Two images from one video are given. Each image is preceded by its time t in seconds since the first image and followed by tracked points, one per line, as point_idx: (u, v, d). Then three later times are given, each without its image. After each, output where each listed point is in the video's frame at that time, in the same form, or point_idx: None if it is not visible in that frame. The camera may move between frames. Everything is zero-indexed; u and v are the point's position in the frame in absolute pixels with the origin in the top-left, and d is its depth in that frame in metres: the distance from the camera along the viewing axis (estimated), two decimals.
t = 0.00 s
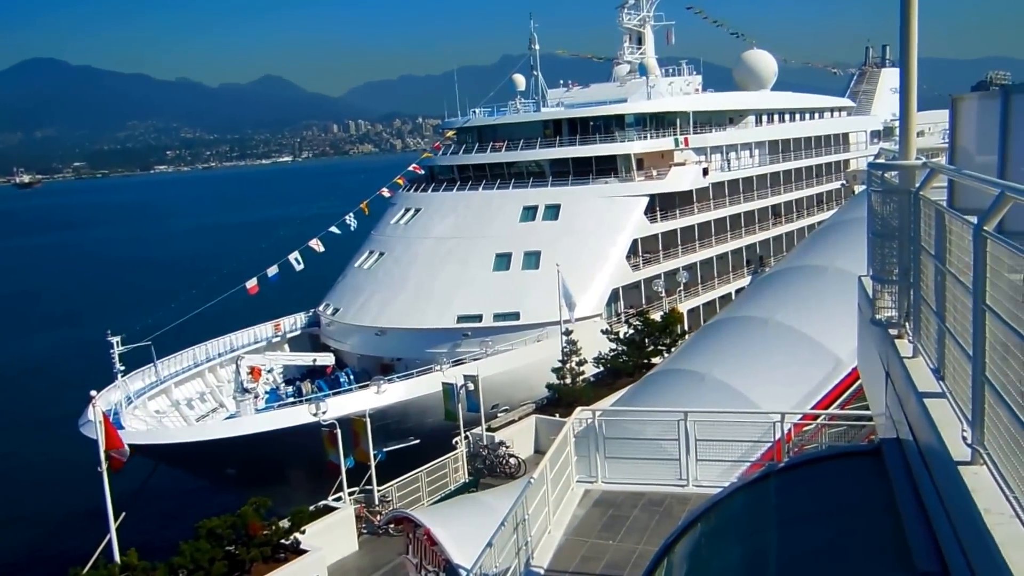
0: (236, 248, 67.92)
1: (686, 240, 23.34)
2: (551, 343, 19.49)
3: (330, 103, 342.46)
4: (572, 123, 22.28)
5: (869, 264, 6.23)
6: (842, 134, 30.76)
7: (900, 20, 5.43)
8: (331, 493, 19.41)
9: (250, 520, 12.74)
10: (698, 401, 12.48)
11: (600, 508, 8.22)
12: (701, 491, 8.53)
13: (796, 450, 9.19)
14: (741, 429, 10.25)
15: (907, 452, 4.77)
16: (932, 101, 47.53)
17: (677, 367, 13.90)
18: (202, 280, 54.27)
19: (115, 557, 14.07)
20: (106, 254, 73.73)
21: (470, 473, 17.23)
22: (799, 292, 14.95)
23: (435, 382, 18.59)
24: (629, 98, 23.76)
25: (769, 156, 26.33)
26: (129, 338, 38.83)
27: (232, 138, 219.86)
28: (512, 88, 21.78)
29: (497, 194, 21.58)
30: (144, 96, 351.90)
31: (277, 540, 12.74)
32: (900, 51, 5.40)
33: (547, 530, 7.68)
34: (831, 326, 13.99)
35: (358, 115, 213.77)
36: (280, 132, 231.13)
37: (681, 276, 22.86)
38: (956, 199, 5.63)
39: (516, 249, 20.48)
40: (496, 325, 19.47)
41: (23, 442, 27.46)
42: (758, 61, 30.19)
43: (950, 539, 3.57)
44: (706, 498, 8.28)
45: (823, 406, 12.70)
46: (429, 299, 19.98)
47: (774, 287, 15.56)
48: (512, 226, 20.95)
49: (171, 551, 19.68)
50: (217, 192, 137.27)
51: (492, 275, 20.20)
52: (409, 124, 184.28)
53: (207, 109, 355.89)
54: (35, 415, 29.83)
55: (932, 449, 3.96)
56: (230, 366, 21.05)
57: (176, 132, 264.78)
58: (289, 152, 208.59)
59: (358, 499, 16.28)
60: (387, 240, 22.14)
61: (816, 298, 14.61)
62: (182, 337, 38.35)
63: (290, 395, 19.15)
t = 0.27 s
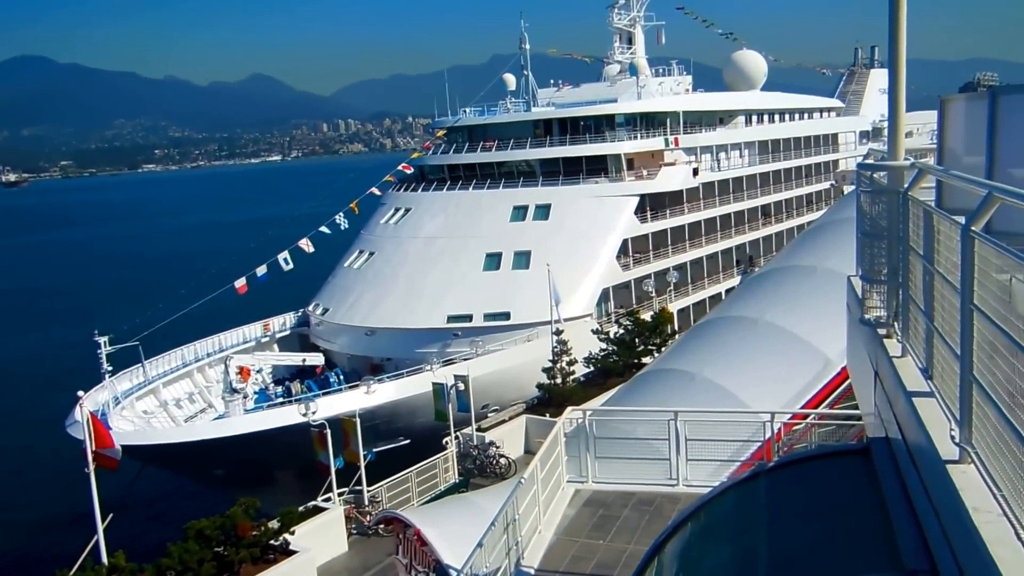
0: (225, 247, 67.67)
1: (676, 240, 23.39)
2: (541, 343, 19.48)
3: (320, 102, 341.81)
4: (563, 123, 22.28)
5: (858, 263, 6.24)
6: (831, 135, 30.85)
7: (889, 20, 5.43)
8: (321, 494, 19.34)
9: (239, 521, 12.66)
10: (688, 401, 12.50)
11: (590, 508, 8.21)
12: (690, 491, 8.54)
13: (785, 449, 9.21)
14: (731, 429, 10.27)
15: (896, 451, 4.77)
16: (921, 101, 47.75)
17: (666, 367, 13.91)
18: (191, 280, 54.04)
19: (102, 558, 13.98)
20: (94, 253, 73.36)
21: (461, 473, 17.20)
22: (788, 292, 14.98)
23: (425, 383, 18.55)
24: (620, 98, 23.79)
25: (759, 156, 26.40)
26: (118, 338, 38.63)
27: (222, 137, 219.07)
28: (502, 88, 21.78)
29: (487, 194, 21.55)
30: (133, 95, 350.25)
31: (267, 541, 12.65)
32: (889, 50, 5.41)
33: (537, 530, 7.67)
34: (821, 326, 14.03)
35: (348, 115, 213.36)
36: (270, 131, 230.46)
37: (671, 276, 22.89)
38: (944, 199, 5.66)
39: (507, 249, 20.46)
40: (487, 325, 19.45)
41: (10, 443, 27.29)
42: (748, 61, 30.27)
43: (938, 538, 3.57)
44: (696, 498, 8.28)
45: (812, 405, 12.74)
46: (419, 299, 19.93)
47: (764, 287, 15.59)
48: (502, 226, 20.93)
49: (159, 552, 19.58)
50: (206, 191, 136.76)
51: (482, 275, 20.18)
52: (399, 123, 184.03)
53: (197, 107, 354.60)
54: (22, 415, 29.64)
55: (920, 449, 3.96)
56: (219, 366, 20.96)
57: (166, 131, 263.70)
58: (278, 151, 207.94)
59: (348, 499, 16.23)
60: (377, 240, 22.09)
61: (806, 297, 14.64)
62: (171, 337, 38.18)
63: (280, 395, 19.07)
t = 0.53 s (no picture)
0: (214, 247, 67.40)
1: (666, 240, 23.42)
2: (531, 343, 19.47)
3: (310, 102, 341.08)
4: (553, 123, 22.28)
5: (847, 263, 6.25)
6: (820, 135, 30.95)
7: (878, 20, 5.44)
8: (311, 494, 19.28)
9: (228, 522, 12.61)
10: (677, 401, 12.51)
11: (580, 508, 8.20)
12: (681, 491, 8.54)
13: (775, 449, 9.23)
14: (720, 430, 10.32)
15: (885, 451, 4.77)
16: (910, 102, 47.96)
17: (655, 367, 13.92)
18: (179, 279, 53.80)
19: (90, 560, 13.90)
20: (82, 253, 72.97)
21: (451, 473, 17.17)
22: (778, 292, 15.02)
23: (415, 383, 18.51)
24: (610, 98, 23.82)
25: (749, 156, 26.46)
26: (106, 338, 38.42)
27: (211, 136, 218.15)
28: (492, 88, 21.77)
29: (477, 194, 21.53)
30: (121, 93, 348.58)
31: (255, 542, 12.60)
32: (878, 52, 5.42)
33: (528, 530, 7.64)
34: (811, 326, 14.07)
35: (338, 114, 212.94)
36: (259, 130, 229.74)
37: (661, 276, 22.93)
38: (932, 199, 5.69)
39: (497, 249, 20.43)
40: (476, 325, 19.43)
41: None
42: (737, 61, 30.34)
43: (926, 538, 3.57)
44: (686, 498, 8.28)
45: (801, 405, 12.77)
46: (409, 299, 19.89)
47: (754, 287, 15.63)
48: (492, 226, 20.91)
49: (147, 553, 19.48)
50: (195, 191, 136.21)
51: (472, 275, 20.15)
52: (389, 123, 183.70)
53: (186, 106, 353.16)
54: (9, 416, 29.45)
55: (909, 448, 3.96)
56: (208, 367, 20.86)
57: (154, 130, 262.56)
58: (268, 151, 207.32)
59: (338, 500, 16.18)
60: (367, 240, 22.03)
61: (795, 298, 14.68)
62: (159, 337, 38.00)
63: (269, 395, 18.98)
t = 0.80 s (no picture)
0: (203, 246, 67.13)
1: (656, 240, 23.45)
2: (521, 343, 19.46)
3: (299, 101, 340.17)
4: (543, 123, 22.28)
5: (836, 263, 6.26)
6: (810, 136, 31.06)
7: (866, 21, 5.45)
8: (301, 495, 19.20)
9: (217, 523, 12.55)
10: (667, 401, 12.52)
11: (571, 508, 8.19)
12: (671, 491, 8.54)
13: (764, 448, 9.24)
14: (710, 430, 10.33)
15: (874, 450, 4.77)
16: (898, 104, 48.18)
17: (645, 367, 13.92)
18: (168, 279, 53.54)
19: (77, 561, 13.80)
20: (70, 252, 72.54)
21: (441, 473, 17.13)
22: (768, 292, 15.05)
23: (404, 383, 18.47)
24: (600, 98, 23.84)
25: (738, 156, 26.52)
26: (94, 338, 38.21)
27: (200, 135, 217.21)
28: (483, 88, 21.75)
29: (468, 194, 21.50)
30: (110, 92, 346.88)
31: (244, 543, 12.55)
32: (867, 53, 5.43)
33: (518, 530, 7.62)
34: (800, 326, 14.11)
35: (327, 113, 212.44)
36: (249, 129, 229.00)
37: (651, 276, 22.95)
38: (920, 200, 5.70)
39: (487, 249, 20.41)
40: (467, 325, 19.40)
41: None
42: (727, 62, 30.40)
43: (916, 536, 3.56)
44: (677, 498, 8.28)
45: (791, 405, 12.80)
46: (399, 299, 19.84)
47: (744, 287, 15.66)
48: (483, 226, 20.88)
49: (135, 554, 19.37)
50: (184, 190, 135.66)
51: (462, 275, 20.12)
52: (379, 123, 183.41)
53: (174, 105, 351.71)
54: None
55: (898, 447, 3.96)
56: (196, 367, 20.77)
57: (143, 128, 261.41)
58: (257, 150, 206.66)
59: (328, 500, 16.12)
60: (357, 239, 21.96)
61: (784, 298, 14.72)
62: (148, 337, 37.81)
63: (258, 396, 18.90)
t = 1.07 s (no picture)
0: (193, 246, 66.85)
1: (647, 240, 23.46)
2: (511, 343, 19.43)
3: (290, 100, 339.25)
4: (534, 123, 22.27)
5: (826, 264, 6.25)
6: (800, 136, 31.15)
7: (855, 22, 5.44)
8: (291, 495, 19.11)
9: (206, 524, 12.47)
10: (657, 401, 12.50)
11: (561, 509, 8.16)
12: (661, 491, 8.52)
13: (754, 448, 9.23)
14: (701, 430, 10.31)
15: (864, 450, 4.75)
16: (889, 104, 48.34)
17: (636, 367, 13.91)
18: (157, 279, 53.30)
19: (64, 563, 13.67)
20: (59, 252, 72.17)
21: (431, 474, 17.07)
22: (759, 292, 15.06)
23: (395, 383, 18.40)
24: (591, 98, 23.83)
25: (729, 156, 26.56)
26: (83, 338, 38.01)
27: (189, 135, 216.41)
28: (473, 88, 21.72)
29: (458, 194, 21.45)
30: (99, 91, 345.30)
31: (233, 544, 12.46)
32: (855, 54, 5.42)
33: (508, 530, 7.59)
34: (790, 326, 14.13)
35: (318, 113, 212.05)
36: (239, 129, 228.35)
37: (642, 276, 22.96)
38: (910, 200, 5.69)
39: (477, 249, 20.36)
40: (457, 325, 19.35)
41: None
42: (718, 62, 30.47)
43: (905, 536, 3.54)
44: (667, 498, 8.27)
45: (781, 405, 12.82)
46: (389, 299, 19.77)
47: (734, 287, 15.66)
48: (473, 226, 20.83)
49: (124, 556, 19.24)
50: (174, 190, 135.15)
51: (452, 275, 20.07)
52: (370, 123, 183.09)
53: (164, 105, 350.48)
54: None
55: (888, 447, 3.94)
56: (185, 367, 20.66)
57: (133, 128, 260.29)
58: (248, 150, 206.13)
59: (317, 501, 16.05)
60: (346, 239, 21.89)
61: (774, 298, 14.73)
62: (137, 338, 37.62)
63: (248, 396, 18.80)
